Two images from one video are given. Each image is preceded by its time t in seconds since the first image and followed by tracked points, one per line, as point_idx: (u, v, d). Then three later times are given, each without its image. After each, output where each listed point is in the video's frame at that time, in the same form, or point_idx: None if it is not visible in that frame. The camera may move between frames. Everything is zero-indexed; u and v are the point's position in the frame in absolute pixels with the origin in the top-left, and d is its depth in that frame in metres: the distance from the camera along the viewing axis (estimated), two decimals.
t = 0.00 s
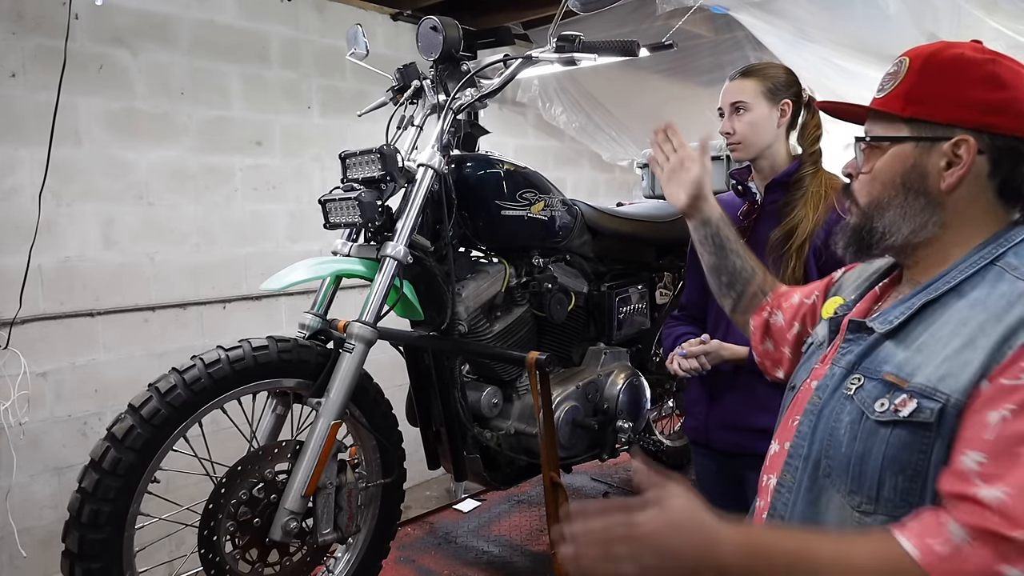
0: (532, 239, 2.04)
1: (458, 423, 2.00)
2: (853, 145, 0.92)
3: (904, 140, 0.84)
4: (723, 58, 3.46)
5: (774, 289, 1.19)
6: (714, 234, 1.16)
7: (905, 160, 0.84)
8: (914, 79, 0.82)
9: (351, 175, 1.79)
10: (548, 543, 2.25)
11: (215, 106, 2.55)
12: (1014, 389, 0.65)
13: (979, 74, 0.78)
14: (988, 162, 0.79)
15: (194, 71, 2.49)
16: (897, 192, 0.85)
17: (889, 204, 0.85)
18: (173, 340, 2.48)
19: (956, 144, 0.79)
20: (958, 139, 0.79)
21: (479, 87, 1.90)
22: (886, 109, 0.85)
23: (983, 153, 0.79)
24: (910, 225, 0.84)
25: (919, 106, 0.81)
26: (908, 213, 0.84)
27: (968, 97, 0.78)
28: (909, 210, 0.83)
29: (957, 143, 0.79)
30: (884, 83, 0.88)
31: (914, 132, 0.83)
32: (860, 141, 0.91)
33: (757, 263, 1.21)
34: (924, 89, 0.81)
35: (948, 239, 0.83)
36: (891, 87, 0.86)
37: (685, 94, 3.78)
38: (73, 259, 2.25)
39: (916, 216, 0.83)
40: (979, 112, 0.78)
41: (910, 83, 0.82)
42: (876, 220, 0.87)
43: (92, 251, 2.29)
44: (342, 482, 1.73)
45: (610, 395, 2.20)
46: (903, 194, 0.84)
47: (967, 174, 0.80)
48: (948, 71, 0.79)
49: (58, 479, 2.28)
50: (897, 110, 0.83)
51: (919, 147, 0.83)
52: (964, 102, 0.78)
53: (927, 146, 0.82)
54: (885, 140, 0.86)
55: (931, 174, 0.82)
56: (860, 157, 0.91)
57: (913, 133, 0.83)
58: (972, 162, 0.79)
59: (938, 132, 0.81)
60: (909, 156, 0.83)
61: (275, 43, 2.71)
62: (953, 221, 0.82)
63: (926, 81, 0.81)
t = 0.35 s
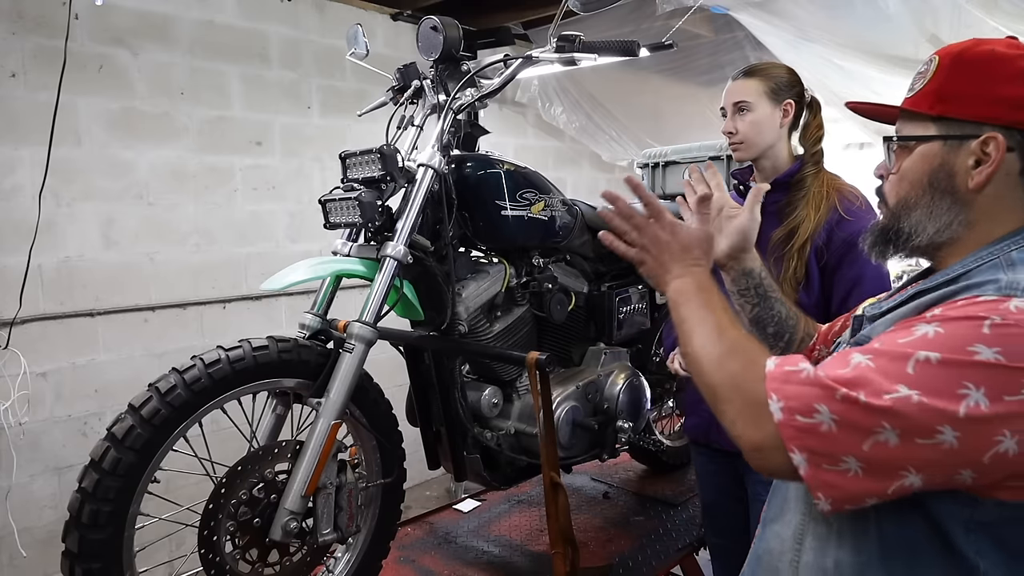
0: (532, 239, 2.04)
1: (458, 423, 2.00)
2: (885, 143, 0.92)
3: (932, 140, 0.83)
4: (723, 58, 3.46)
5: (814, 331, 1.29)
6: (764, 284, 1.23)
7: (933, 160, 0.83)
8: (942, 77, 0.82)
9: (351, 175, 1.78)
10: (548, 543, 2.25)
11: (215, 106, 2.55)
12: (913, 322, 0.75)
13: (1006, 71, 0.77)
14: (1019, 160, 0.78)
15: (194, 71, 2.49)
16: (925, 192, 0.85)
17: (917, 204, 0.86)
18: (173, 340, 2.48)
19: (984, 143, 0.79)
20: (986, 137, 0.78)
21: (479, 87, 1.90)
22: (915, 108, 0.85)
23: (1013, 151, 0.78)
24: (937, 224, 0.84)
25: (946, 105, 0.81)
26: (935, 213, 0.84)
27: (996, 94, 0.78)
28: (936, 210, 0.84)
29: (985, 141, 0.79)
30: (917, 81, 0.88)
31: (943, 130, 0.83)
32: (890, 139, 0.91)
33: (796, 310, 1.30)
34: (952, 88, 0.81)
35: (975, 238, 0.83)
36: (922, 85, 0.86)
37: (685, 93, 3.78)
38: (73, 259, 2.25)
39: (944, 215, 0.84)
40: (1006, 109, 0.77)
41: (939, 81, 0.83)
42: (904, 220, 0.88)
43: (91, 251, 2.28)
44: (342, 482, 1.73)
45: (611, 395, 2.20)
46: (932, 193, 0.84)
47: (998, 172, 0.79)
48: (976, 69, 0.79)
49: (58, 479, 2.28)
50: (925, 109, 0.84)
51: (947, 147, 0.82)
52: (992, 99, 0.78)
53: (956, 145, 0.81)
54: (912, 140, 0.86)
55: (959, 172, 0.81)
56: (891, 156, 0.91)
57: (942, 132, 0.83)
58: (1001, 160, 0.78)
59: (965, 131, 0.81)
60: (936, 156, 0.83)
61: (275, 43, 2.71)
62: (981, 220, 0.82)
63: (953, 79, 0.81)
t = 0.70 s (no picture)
0: (532, 239, 2.04)
1: (458, 423, 2.00)
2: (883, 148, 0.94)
3: (918, 142, 0.84)
4: (723, 58, 3.46)
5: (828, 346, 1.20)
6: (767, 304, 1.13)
7: (918, 162, 0.85)
8: (934, 79, 0.82)
9: (351, 175, 1.78)
10: (548, 543, 2.25)
11: (215, 106, 2.55)
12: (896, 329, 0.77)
13: (990, 72, 0.77)
14: (998, 160, 0.78)
15: (194, 71, 2.48)
16: (915, 193, 0.86)
17: (909, 205, 0.88)
18: (173, 340, 2.48)
19: (962, 144, 0.80)
20: (964, 138, 0.80)
21: (479, 87, 1.90)
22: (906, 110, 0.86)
23: (990, 151, 0.78)
24: (926, 226, 0.86)
25: (933, 106, 0.82)
26: (922, 214, 0.86)
27: (979, 95, 0.77)
28: (924, 211, 0.86)
29: (964, 142, 0.80)
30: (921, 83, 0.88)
31: (929, 132, 0.83)
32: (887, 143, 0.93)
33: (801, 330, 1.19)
34: (940, 89, 0.81)
35: (963, 238, 0.84)
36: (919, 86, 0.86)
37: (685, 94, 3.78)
38: (73, 259, 2.25)
39: (931, 217, 0.85)
40: (988, 110, 0.77)
41: (930, 83, 0.83)
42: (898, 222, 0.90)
43: (91, 251, 2.28)
44: (342, 482, 1.73)
45: (611, 395, 2.20)
46: (919, 194, 0.86)
47: (977, 173, 0.80)
48: (963, 70, 0.79)
49: (58, 479, 2.28)
50: (914, 110, 0.84)
51: (931, 148, 0.83)
52: (975, 100, 0.78)
53: (937, 146, 0.82)
54: (903, 143, 0.87)
55: (941, 174, 0.83)
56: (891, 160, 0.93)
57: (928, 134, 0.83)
58: (977, 161, 0.79)
59: (948, 132, 0.81)
60: (921, 158, 0.85)
61: (275, 43, 2.70)
62: (967, 221, 0.83)
63: (943, 80, 0.81)
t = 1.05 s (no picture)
0: (533, 239, 2.04)
1: (458, 423, 2.00)
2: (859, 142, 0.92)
3: (880, 137, 0.83)
4: (723, 58, 3.47)
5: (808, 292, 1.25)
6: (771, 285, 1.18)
7: (877, 157, 0.83)
8: (899, 79, 0.81)
9: (351, 175, 1.78)
10: (548, 543, 2.25)
11: (215, 106, 2.55)
12: (966, 404, 0.64)
13: (950, 74, 0.75)
14: (945, 159, 0.76)
15: (194, 71, 2.49)
16: (872, 189, 0.85)
17: (866, 200, 0.86)
18: (173, 340, 2.48)
19: (912, 143, 0.78)
20: (914, 137, 0.78)
21: (479, 87, 1.89)
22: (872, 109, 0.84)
23: (939, 150, 0.76)
24: (883, 222, 0.84)
25: (893, 104, 0.80)
26: (878, 210, 0.84)
27: (934, 94, 0.75)
28: (879, 207, 0.84)
29: (913, 140, 0.78)
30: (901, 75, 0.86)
31: (889, 129, 0.81)
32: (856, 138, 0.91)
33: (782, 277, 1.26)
34: (902, 88, 0.80)
35: (917, 237, 0.81)
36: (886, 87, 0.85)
37: (685, 94, 3.78)
38: (73, 259, 2.25)
39: (884, 213, 0.83)
40: (940, 109, 0.75)
41: (896, 82, 0.81)
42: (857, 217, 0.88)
43: (91, 251, 2.28)
44: (342, 482, 1.73)
45: (611, 395, 2.20)
46: (875, 190, 0.84)
47: (925, 171, 0.77)
48: (925, 71, 0.77)
49: (58, 479, 2.28)
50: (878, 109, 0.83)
51: (888, 145, 0.81)
52: (930, 99, 0.76)
53: (893, 142, 0.81)
54: (867, 138, 0.86)
55: (894, 170, 0.81)
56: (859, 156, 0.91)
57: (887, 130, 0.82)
58: (926, 159, 0.77)
59: (902, 130, 0.79)
60: (879, 153, 0.83)
61: (275, 43, 2.71)
62: (919, 220, 0.80)
63: (908, 76, 0.80)
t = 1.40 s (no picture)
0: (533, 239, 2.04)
1: (458, 422, 2.00)
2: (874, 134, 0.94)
3: (920, 133, 0.87)
4: (723, 58, 3.47)
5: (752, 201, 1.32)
6: (704, 194, 1.35)
7: (921, 154, 0.86)
8: (940, 71, 0.85)
9: (351, 175, 1.78)
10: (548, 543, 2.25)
11: (215, 106, 2.55)
12: None
13: (1003, 74, 0.80)
14: (1002, 161, 0.81)
15: (194, 71, 2.48)
16: (910, 186, 0.87)
17: (901, 197, 0.88)
18: (173, 340, 2.48)
19: (971, 142, 0.82)
20: (973, 137, 0.82)
21: (479, 87, 1.89)
22: (909, 98, 0.88)
23: (998, 153, 0.81)
24: (923, 220, 0.86)
25: (940, 99, 0.84)
26: (919, 207, 0.86)
27: (991, 94, 0.80)
28: (922, 205, 0.86)
29: (972, 141, 0.82)
30: (913, 72, 0.91)
31: (934, 126, 0.85)
32: (880, 130, 0.93)
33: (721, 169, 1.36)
34: (947, 83, 0.84)
35: (958, 235, 0.86)
36: (917, 75, 0.88)
37: (685, 94, 3.78)
38: (73, 259, 2.25)
39: (928, 212, 0.86)
40: (999, 110, 0.80)
41: (935, 74, 0.85)
42: (889, 213, 0.90)
43: (91, 251, 2.28)
44: (342, 482, 1.73)
45: (611, 395, 2.20)
46: (917, 188, 0.87)
47: (980, 172, 0.82)
48: (973, 67, 0.82)
49: (58, 479, 2.28)
50: (918, 100, 0.86)
51: (936, 142, 0.85)
52: (985, 99, 0.81)
53: (943, 141, 0.84)
54: (903, 132, 0.88)
55: (944, 170, 0.84)
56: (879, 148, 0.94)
57: (930, 126, 0.86)
58: (985, 160, 0.81)
59: (954, 128, 0.84)
60: (924, 150, 0.86)
61: (275, 43, 2.70)
62: (964, 220, 0.85)
63: (952, 69, 0.84)
